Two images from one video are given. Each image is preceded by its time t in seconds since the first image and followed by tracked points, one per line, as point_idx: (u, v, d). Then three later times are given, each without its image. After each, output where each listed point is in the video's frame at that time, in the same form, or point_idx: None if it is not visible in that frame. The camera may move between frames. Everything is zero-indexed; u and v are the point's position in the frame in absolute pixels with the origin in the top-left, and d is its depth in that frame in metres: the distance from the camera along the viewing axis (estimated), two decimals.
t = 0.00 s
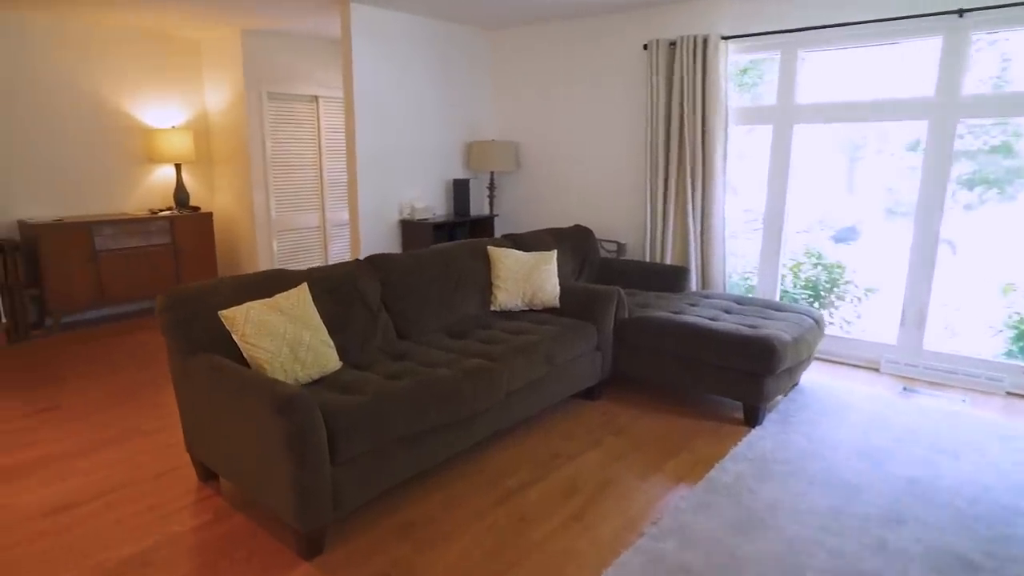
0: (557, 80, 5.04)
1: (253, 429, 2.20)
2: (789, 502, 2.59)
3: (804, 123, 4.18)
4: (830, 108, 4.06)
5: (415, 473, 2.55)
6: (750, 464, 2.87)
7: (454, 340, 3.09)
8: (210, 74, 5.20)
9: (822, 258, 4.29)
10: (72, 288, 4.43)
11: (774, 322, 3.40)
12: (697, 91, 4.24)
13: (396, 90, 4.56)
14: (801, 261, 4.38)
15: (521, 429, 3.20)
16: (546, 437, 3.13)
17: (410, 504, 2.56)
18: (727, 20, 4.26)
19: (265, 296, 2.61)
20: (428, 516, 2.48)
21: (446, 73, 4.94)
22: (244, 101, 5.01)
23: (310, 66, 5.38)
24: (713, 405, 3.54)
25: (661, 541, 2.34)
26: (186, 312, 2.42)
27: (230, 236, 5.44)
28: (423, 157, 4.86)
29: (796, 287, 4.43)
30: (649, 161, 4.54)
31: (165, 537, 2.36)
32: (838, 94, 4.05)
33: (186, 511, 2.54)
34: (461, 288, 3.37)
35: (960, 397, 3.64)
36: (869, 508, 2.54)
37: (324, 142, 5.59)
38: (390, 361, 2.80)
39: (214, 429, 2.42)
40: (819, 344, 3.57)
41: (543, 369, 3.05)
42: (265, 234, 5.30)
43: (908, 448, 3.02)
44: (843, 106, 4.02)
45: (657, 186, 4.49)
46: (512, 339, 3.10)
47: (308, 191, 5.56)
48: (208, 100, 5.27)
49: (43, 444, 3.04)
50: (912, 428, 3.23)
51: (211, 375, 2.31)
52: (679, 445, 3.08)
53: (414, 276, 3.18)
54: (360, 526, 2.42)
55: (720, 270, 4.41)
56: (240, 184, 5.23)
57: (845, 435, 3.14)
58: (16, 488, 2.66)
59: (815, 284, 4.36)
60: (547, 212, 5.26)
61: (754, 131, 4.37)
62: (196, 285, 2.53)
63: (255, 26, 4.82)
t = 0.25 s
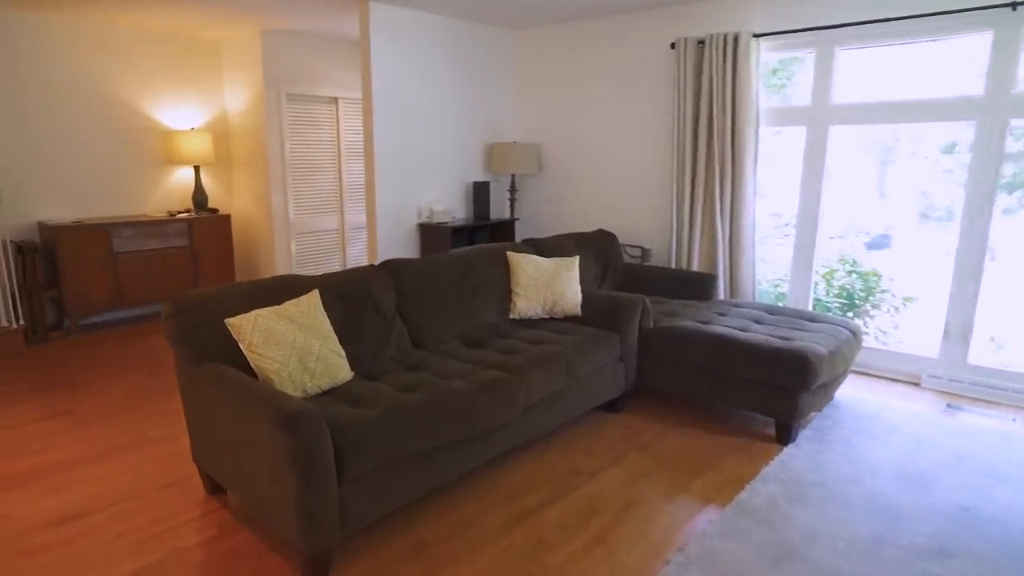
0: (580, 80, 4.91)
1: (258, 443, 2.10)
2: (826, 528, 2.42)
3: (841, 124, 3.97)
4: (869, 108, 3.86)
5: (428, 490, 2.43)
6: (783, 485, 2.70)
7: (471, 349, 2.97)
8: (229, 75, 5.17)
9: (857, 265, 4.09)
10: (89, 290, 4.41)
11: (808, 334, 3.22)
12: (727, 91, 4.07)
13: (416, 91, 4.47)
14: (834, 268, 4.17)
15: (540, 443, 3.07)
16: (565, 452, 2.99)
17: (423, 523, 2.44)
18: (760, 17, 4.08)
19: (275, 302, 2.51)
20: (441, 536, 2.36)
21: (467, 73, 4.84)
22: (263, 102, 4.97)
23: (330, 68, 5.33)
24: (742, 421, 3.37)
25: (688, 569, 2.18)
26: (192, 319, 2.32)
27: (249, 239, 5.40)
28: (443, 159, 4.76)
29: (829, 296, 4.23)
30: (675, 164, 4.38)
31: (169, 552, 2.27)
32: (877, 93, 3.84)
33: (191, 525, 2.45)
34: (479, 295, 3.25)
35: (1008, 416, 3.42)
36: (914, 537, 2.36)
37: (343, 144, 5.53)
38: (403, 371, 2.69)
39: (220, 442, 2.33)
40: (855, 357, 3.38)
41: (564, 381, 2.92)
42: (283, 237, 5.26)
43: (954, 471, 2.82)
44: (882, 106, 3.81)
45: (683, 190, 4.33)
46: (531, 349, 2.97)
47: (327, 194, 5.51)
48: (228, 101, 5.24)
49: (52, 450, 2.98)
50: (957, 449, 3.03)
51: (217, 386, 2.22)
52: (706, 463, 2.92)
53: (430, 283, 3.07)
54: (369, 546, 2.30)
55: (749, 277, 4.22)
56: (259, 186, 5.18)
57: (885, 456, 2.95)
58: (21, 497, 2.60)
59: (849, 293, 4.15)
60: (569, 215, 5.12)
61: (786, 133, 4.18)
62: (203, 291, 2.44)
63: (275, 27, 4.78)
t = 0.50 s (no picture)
0: (604, 80, 4.77)
1: (264, 458, 2.00)
2: (869, 558, 2.24)
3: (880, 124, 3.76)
4: (911, 107, 3.64)
5: (442, 509, 2.31)
6: (820, 509, 2.53)
7: (490, 359, 2.85)
8: (250, 76, 5.13)
9: (896, 273, 3.87)
10: (108, 291, 4.38)
11: (847, 347, 3.03)
12: (759, 90, 3.90)
13: (436, 90, 4.37)
14: (871, 276, 3.96)
15: (561, 457, 2.93)
16: (587, 468, 2.85)
17: (436, 542, 2.32)
18: (794, 12, 3.90)
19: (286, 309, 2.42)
20: (455, 557, 2.24)
21: (488, 73, 4.73)
22: (283, 103, 4.91)
23: (351, 68, 5.27)
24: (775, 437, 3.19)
25: None
26: (200, 326, 2.23)
27: (268, 241, 5.35)
28: (463, 161, 4.65)
29: (866, 305, 4.02)
30: (704, 166, 4.22)
31: (173, 568, 2.18)
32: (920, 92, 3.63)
33: (198, 538, 2.36)
34: (499, 302, 3.13)
35: None
36: (967, 571, 2.17)
37: (363, 146, 5.47)
38: (419, 381, 2.57)
39: (227, 454, 2.24)
40: (898, 371, 3.18)
41: (586, 394, 2.78)
42: (302, 239, 5.20)
43: (1007, 497, 2.62)
44: (925, 105, 3.60)
45: (712, 193, 4.17)
46: (553, 359, 2.83)
47: (346, 196, 5.44)
48: (248, 103, 5.19)
49: (62, 456, 2.91)
50: (1009, 472, 2.82)
51: (223, 396, 2.13)
52: (738, 482, 2.75)
53: (448, 289, 2.95)
54: (380, 567, 2.19)
55: (781, 285, 4.04)
56: (279, 188, 5.13)
57: (931, 478, 2.76)
58: (28, 505, 2.53)
59: (887, 303, 3.93)
60: (592, 219, 4.97)
61: (822, 134, 3.98)
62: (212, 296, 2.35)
63: (295, 27, 4.73)
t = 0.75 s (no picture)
0: (631, 79, 4.62)
1: (272, 472, 1.90)
2: None
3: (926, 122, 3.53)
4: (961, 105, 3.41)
5: (459, 528, 2.19)
6: (864, 535, 2.35)
7: (511, 369, 2.72)
8: (272, 76, 5.09)
9: (942, 280, 3.65)
10: (128, 293, 4.35)
11: (892, 360, 2.84)
12: (795, 88, 3.72)
13: (457, 90, 4.27)
14: (914, 283, 3.74)
15: (585, 473, 2.79)
16: (613, 485, 2.70)
17: (453, 563, 2.20)
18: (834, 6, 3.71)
19: (300, 315, 2.32)
20: None
21: (513, 72, 4.61)
22: (304, 104, 4.86)
23: (373, 68, 5.20)
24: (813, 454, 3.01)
25: None
26: (211, 332, 2.14)
27: (289, 242, 5.30)
28: (486, 163, 4.54)
29: (908, 314, 3.80)
30: (737, 168, 4.04)
31: None
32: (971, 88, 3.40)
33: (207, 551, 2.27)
34: (521, 308, 3.00)
35: None
36: None
37: (385, 147, 5.39)
38: (437, 392, 2.46)
39: (237, 466, 2.14)
40: (947, 386, 2.98)
41: (613, 407, 2.63)
42: (322, 241, 5.14)
43: None
44: (976, 102, 3.37)
45: (744, 196, 4.00)
46: (577, 369, 2.70)
47: (367, 197, 5.37)
48: (270, 104, 5.16)
49: (75, 461, 2.84)
50: None
51: (232, 406, 2.03)
52: (773, 502, 2.58)
53: (468, 294, 2.84)
54: None
55: (817, 292, 3.84)
56: (300, 189, 5.07)
57: (985, 504, 2.56)
58: (37, 513, 2.46)
59: (931, 311, 3.72)
60: (619, 222, 4.82)
61: (863, 134, 3.78)
62: (225, 301, 2.27)
63: (317, 26, 4.66)
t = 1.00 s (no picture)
0: (660, 77, 4.45)
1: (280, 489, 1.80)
2: None
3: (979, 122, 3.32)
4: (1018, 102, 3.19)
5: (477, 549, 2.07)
6: (914, 565, 2.17)
7: (533, 379, 2.59)
8: (294, 76, 5.05)
9: (990, 288, 3.44)
10: (148, 294, 4.32)
11: (944, 375, 2.65)
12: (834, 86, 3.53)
13: (480, 89, 4.16)
14: (959, 290, 3.53)
15: (610, 490, 2.65)
16: (641, 503, 2.56)
17: None
18: None
19: (314, 321, 2.22)
20: None
21: (537, 71, 4.49)
22: (326, 104, 4.80)
23: (396, 67, 5.13)
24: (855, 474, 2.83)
25: None
26: (221, 339, 2.06)
27: (310, 244, 5.24)
28: (510, 163, 4.43)
29: (954, 324, 3.58)
30: (771, 170, 3.87)
31: None
32: None
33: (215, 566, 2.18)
34: (544, 314, 2.87)
35: None
36: None
37: (407, 147, 5.31)
38: (456, 403, 2.35)
39: (246, 479, 2.05)
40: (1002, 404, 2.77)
41: (641, 421, 2.49)
42: (343, 242, 5.07)
43: None
44: None
45: (779, 199, 3.82)
46: (603, 381, 2.56)
47: (389, 198, 5.30)
48: (292, 105, 5.12)
49: (88, 466, 2.78)
50: None
51: (240, 417, 1.94)
52: (813, 526, 2.42)
53: (489, 300, 2.71)
54: None
55: (857, 299, 3.64)
56: (321, 190, 5.02)
57: None
58: (47, 520, 2.40)
59: (979, 321, 3.50)
60: (646, 225, 4.66)
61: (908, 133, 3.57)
62: (236, 305, 2.18)
63: (339, 25, 4.60)
